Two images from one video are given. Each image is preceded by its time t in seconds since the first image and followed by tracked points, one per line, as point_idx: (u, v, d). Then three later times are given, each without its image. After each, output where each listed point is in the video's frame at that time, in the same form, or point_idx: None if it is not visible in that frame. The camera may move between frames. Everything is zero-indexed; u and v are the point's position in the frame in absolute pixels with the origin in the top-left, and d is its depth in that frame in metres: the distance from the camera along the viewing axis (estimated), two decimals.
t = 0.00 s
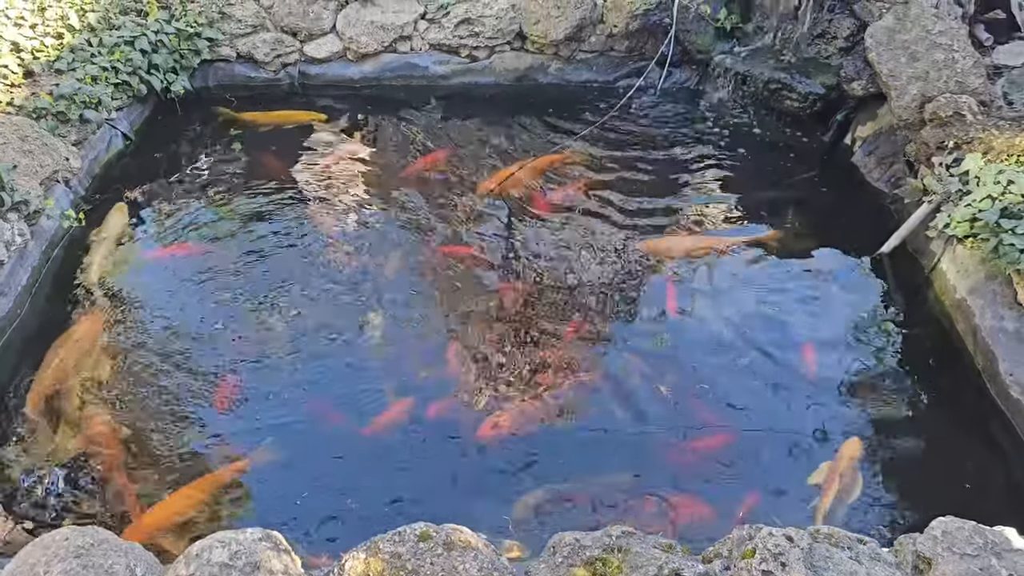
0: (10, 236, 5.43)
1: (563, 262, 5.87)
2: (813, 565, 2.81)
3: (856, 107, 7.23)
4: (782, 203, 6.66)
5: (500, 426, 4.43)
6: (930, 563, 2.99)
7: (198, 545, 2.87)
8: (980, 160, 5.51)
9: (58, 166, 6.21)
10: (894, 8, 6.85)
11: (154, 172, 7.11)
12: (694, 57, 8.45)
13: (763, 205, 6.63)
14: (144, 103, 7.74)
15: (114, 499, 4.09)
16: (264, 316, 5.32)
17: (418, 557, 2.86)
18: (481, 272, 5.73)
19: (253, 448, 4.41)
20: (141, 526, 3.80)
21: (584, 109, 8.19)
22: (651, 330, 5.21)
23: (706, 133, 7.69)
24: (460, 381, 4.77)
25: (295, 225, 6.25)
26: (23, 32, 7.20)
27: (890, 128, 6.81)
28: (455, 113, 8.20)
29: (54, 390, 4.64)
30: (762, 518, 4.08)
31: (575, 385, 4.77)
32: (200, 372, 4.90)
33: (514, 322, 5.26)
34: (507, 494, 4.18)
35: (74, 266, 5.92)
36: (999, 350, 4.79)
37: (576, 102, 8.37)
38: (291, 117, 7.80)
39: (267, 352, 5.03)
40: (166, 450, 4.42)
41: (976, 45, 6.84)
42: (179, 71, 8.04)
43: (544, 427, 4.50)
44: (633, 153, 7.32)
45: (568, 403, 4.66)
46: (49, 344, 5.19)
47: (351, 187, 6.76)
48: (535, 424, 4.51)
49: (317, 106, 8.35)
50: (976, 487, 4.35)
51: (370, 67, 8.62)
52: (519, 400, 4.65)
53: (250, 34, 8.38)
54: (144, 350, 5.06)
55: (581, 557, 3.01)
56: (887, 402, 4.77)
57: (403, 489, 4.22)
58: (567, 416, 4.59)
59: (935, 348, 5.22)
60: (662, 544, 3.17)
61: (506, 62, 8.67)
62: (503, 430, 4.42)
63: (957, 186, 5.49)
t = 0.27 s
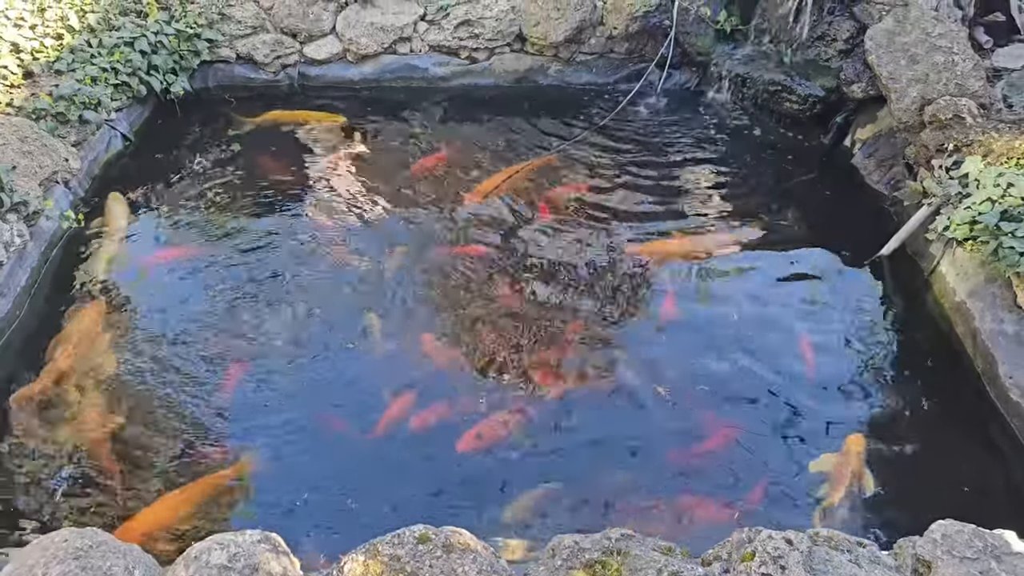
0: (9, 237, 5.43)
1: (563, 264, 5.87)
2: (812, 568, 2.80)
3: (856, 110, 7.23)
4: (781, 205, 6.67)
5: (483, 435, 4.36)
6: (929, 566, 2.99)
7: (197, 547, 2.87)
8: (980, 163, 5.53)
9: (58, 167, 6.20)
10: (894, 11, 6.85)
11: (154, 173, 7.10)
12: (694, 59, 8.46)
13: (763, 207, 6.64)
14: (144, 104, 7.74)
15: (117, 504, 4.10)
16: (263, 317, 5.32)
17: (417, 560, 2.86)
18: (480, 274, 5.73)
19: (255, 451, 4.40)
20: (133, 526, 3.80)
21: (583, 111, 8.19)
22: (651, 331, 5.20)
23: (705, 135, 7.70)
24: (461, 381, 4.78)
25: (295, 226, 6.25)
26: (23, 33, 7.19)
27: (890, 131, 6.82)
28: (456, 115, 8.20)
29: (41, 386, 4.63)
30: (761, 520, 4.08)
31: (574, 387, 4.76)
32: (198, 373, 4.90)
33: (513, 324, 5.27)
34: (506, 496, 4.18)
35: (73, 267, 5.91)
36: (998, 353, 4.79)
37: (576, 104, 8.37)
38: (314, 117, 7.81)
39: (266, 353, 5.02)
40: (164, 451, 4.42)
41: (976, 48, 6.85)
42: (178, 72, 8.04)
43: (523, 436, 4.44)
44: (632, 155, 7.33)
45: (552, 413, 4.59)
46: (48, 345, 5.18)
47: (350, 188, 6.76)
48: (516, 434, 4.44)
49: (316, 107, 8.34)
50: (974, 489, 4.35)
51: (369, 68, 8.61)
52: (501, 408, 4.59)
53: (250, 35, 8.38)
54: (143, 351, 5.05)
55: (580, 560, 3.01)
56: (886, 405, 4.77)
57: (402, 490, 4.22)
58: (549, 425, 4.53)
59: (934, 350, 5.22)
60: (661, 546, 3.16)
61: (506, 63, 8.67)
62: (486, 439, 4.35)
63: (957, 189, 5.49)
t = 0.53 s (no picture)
0: (8, 237, 5.44)
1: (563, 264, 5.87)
2: (811, 568, 2.80)
3: (856, 111, 7.23)
4: (781, 206, 6.67)
5: (465, 447, 4.31)
6: (928, 567, 2.99)
7: (196, 548, 2.87)
8: (979, 164, 5.54)
9: (57, 167, 6.21)
10: (893, 12, 6.85)
11: (154, 173, 7.10)
12: (694, 60, 8.46)
13: (762, 208, 6.64)
14: (144, 104, 7.74)
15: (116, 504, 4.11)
16: (263, 318, 5.32)
17: (416, 560, 2.86)
18: (480, 274, 5.73)
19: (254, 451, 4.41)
20: (128, 525, 3.82)
21: (583, 112, 8.19)
22: (650, 331, 5.20)
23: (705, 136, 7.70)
24: (462, 382, 4.78)
25: (295, 226, 6.25)
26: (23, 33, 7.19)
27: (889, 132, 6.82)
28: (456, 115, 8.21)
29: (21, 386, 4.63)
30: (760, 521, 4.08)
31: (574, 388, 4.77)
32: (198, 374, 4.90)
33: (513, 324, 5.27)
34: (505, 495, 4.18)
35: (72, 267, 5.92)
36: (997, 354, 4.79)
37: (576, 105, 8.37)
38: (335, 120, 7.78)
39: (265, 353, 5.02)
40: (164, 452, 4.42)
41: (975, 49, 6.85)
42: (178, 72, 8.04)
43: (506, 447, 4.38)
44: (632, 155, 7.32)
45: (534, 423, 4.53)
46: (48, 346, 5.19)
47: (350, 189, 6.76)
48: (499, 444, 4.38)
49: (316, 107, 8.34)
50: (972, 490, 4.35)
51: (369, 69, 8.62)
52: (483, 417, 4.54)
53: (250, 35, 8.39)
54: (143, 351, 5.05)
55: (579, 561, 3.01)
56: (885, 406, 4.77)
57: (401, 490, 4.21)
58: (532, 436, 4.47)
59: (934, 351, 5.22)
60: (660, 547, 3.16)
61: (506, 64, 8.67)
62: (468, 451, 4.30)
63: (956, 190, 5.49)
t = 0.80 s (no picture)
0: (8, 235, 5.45)
1: (563, 263, 5.87)
2: (810, 567, 2.80)
3: (855, 109, 7.23)
4: (781, 205, 6.66)
5: (448, 456, 4.27)
6: (928, 566, 2.98)
7: (196, 546, 2.87)
8: (980, 163, 5.54)
9: (57, 165, 6.21)
10: (894, 10, 6.85)
11: (154, 172, 7.10)
12: (693, 59, 8.45)
13: (762, 207, 6.63)
14: (143, 103, 7.74)
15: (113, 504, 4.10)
16: (262, 317, 5.31)
17: (415, 559, 2.86)
18: (479, 273, 5.73)
19: (255, 449, 4.42)
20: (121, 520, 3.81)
21: (583, 110, 8.19)
22: (651, 330, 5.20)
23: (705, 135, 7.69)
24: (463, 380, 4.78)
25: (294, 225, 6.25)
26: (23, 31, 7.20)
27: (889, 130, 6.82)
28: (456, 114, 8.20)
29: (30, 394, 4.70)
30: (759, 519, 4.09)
31: (574, 387, 4.77)
32: (197, 373, 4.90)
33: (512, 323, 5.26)
34: (504, 494, 4.17)
35: (72, 265, 5.92)
36: (997, 353, 4.79)
37: (576, 103, 8.37)
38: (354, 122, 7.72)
39: (264, 352, 5.01)
40: (164, 450, 4.42)
41: (975, 48, 6.85)
42: (178, 70, 8.03)
43: (488, 457, 4.33)
44: (632, 154, 7.32)
45: (517, 433, 4.48)
46: (48, 344, 5.19)
47: (349, 187, 6.75)
48: (481, 453, 4.33)
49: (316, 106, 8.34)
50: (970, 489, 4.35)
51: (369, 67, 8.61)
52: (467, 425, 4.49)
53: (250, 33, 8.39)
54: (142, 349, 5.05)
55: (578, 559, 3.01)
56: (885, 405, 4.76)
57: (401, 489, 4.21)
58: (514, 444, 4.43)
59: (934, 349, 5.21)
60: (660, 545, 3.16)
61: (506, 62, 8.66)
62: (450, 461, 4.26)
63: (956, 188, 5.51)
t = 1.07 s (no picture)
0: (8, 234, 5.46)
1: (564, 261, 5.87)
2: (811, 566, 2.80)
3: (856, 107, 7.22)
4: (782, 203, 6.66)
5: (424, 465, 4.19)
6: (929, 564, 2.98)
7: (196, 545, 2.87)
8: (980, 161, 5.52)
9: (57, 164, 6.21)
10: (894, 8, 6.84)
11: (154, 170, 7.09)
12: (694, 57, 8.45)
13: (763, 205, 6.63)
14: (143, 102, 7.74)
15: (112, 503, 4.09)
16: (262, 315, 5.30)
17: (416, 557, 2.85)
18: (480, 271, 5.73)
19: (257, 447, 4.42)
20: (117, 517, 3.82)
21: (583, 109, 8.18)
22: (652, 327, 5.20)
23: (706, 133, 7.69)
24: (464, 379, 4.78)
25: (294, 223, 6.25)
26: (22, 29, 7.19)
27: (889, 128, 6.81)
28: (456, 112, 8.19)
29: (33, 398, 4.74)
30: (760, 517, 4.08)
31: (575, 386, 4.77)
32: (197, 371, 4.90)
33: (513, 321, 5.26)
34: (504, 493, 4.17)
35: (73, 264, 5.92)
36: (998, 351, 4.78)
37: (576, 102, 8.36)
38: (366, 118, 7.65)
39: (265, 351, 5.01)
40: (163, 449, 4.42)
41: (976, 46, 6.84)
42: (178, 69, 8.03)
43: (466, 467, 4.25)
44: (632, 152, 7.32)
45: (494, 446, 4.38)
46: (48, 343, 5.19)
47: (350, 185, 6.75)
48: (459, 464, 4.24)
49: (316, 105, 8.33)
50: (969, 488, 4.34)
51: (369, 66, 8.60)
52: (446, 437, 4.41)
53: (250, 32, 8.39)
54: (142, 347, 5.05)
55: (579, 557, 3.00)
56: (885, 403, 4.76)
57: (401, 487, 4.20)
58: (491, 454, 4.35)
59: (934, 348, 5.21)
60: (660, 544, 3.16)
61: (506, 60, 8.65)
62: (426, 469, 4.18)
63: (957, 186, 5.49)
